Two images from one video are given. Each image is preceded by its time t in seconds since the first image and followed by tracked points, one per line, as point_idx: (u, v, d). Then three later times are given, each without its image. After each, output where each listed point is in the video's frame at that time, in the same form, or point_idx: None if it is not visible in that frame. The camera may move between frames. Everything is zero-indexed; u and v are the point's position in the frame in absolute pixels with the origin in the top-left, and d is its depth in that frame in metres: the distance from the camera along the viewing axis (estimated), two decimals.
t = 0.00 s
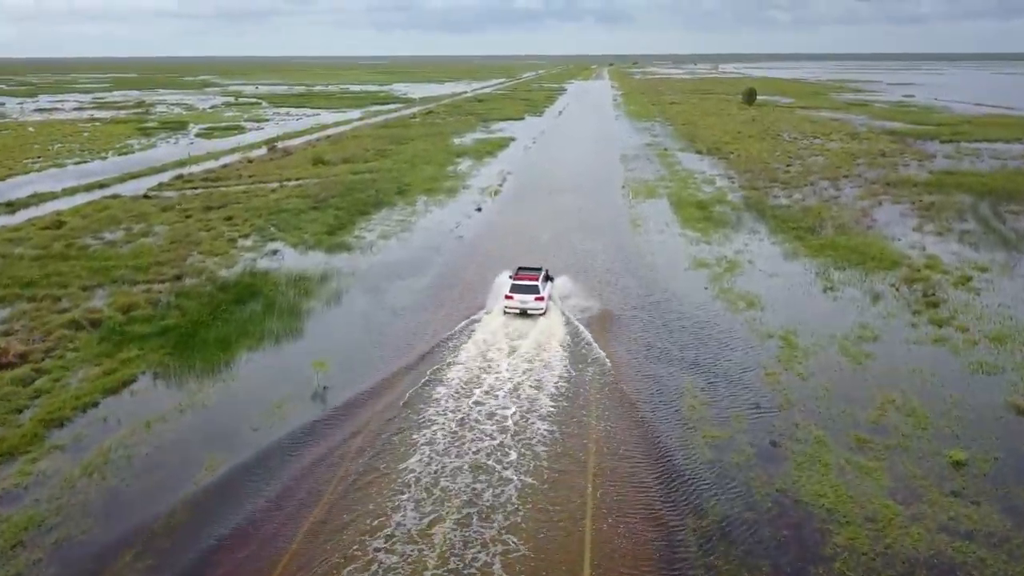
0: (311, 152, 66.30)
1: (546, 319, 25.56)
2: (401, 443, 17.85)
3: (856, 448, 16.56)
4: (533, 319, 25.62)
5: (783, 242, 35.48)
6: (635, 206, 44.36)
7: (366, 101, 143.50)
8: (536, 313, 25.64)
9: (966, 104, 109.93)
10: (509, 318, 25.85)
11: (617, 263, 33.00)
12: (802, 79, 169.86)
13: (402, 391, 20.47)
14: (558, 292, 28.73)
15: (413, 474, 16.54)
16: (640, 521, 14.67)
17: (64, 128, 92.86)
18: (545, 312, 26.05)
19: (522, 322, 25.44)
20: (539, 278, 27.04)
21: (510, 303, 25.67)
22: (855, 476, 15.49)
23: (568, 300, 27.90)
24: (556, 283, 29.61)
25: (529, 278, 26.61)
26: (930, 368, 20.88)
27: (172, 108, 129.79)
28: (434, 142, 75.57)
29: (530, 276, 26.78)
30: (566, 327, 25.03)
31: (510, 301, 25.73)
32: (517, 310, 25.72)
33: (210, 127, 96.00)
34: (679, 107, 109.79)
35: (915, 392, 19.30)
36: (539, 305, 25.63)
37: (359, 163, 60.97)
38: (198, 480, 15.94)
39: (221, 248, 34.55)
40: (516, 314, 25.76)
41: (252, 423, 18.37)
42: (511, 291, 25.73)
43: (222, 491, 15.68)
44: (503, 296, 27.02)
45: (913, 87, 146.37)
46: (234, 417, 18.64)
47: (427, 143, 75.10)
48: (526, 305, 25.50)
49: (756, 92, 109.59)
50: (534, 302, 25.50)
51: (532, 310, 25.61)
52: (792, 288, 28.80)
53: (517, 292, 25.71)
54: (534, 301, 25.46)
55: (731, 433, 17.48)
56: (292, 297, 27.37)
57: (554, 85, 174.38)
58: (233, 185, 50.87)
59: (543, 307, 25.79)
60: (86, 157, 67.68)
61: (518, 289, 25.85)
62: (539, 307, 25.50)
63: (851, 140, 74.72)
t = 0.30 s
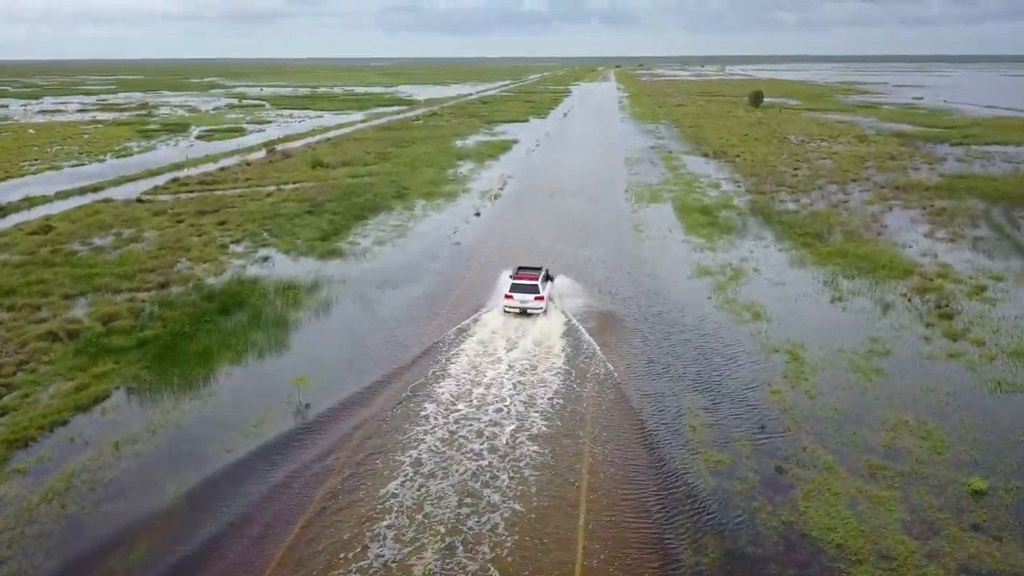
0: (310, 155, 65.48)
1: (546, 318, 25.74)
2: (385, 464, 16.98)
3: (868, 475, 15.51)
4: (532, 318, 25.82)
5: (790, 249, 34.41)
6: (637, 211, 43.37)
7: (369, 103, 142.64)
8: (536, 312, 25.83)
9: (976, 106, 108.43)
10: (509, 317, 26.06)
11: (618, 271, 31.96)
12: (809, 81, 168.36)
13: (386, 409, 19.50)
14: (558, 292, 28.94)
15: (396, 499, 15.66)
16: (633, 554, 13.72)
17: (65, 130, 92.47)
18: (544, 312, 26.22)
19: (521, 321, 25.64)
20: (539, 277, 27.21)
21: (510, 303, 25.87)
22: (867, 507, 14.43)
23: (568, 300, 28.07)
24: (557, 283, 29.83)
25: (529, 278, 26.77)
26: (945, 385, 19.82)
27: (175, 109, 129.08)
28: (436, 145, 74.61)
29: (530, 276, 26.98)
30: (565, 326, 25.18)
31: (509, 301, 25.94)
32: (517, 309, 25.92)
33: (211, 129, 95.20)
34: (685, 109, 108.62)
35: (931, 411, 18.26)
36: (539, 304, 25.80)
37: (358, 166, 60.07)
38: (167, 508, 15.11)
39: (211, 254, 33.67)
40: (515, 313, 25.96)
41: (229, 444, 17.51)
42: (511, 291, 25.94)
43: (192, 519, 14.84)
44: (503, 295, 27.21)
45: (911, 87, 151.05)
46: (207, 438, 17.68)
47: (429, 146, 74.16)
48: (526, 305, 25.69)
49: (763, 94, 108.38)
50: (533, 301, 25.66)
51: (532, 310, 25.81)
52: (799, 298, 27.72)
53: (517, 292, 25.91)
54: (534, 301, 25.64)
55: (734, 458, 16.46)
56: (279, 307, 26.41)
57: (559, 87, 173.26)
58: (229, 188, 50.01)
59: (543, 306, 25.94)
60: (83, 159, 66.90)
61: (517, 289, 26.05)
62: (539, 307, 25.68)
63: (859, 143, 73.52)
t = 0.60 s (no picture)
0: (310, 159, 64.66)
1: (546, 319, 25.91)
2: (366, 489, 16.06)
3: (881, 507, 14.44)
4: (533, 319, 25.95)
5: (797, 257, 33.34)
6: (640, 217, 42.36)
7: (372, 106, 141.77)
8: (536, 313, 25.95)
9: (986, 110, 107.03)
10: (510, 317, 26.22)
11: (619, 279, 30.90)
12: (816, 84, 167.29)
13: (370, 430, 18.57)
14: (558, 292, 29.16)
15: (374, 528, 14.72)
16: None
17: (66, 133, 91.97)
18: (545, 313, 26.32)
19: (522, 322, 25.77)
20: (539, 278, 27.31)
21: (510, 303, 26.00)
22: (881, 545, 13.38)
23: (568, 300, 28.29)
24: (557, 283, 30.05)
25: (529, 278, 26.90)
26: (961, 405, 18.72)
27: (178, 112, 128.54)
28: (437, 148, 73.65)
29: (530, 276, 27.11)
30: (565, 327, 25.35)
31: (510, 301, 26.07)
32: (517, 310, 26.05)
33: (212, 132, 94.44)
34: (691, 112, 107.41)
35: (947, 435, 17.17)
36: (539, 305, 25.92)
37: (358, 170, 59.16)
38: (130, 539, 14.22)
39: (200, 261, 32.77)
40: (515, 313, 26.09)
41: (202, 467, 16.61)
42: (511, 291, 26.07)
43: (155, 551, 13.96)
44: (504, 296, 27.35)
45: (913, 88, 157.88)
46: (179, 462, 16.74)
47: (431, 149, 73.19)
48: (526, 305, 25.82)
49: (770, 97, 107.14)
50: (533, 302, 25.79)
51: (532, 310, 25.93)
52: (807, 310, 26.62)
53: (517, 292, 26.05)
54: (534, 301, 25.75)
55: (736, 487, 15.43)
56: (265, 317, 25.44)
57: (565, 90, 171.98)
58: (224, 193, 49.15)
59: (543, 307, 26.07)
60: (79, 163, 66.12)
61: (518, 289, 26.17)
62: (539, 307, 25.79)
63: (868, 147, 72.27)
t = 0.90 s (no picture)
0: (309, 162, 63.73)
1: (546, 319, 26.18)
2: (344, 518, 15.11)
3: (896, 547, 13.37)
4: (534, 319, 26.21)
5: (804, 267, 32.24)
6: (643, 223, 41.34)
7: (376, 109, 140.75)
8: (537, 314, 26.22)
9: (996, 113, 105.52)
10: (511, 318, 26.44)
11: (620, 290, 29.76)
12: (824, 87, 165.86)
13: (349, 451, 17.59)
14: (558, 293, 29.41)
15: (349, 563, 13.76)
16: None
17: (66, 136, 91.24)
18: (546, 314, 26.59)
19: (522, 322, 26.03)
20: (540, 280, 27.59)
21: (511, 304, 26.29)
22: None
23: (567, 300, 28.54)
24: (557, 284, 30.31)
25: (529, 279, 27.15)
26: (980, 429, 17.62)
27: (181, 116, 127.78)
28: (439, 152, 72.63)
29: (531, 277, 27.40)
30: (565, 327, 25.57)
31: (511, 302, 26.33)
32: (518, 311, 26.32)
33: (213, 135, 93.60)
34: (697, 115, 106.14)
35: (965, 464, 16.06)
36: (539, 306, 26.20)
37: (357, 174, 58.21)
38: None
39: (188, 270, 31.86)
40: (516, 314, 26.36)
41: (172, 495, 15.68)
42: (512, 292, 26.35)
43: None
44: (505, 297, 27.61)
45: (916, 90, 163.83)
46: (144, 491, 15.77)
47: (432, 153, 72.19)
48: (527, 306, 26.10)
49: (777, 100, 105.78)
50: (534, 302, 26.09)
51: (533, 311, 26.20)
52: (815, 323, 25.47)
53: (517, 294, 26.31)
54: (534, 302, 26.05)
55: (739, 522, 14.38)
56: (250, 330, 24.45)
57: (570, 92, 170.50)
58: (219, 198, 48.27)
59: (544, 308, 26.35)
60: (76, 167, 65.31)
61: (519, 290, 26.46)
62: (539, 308, 26.08)
63: (877, 151, 70.99)
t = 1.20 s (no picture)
0: (308, 166, 62.85)
1: (546, 320, 26.17)
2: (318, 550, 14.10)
3: None
4: (535, 321, 26.18)
5: (811, 276, 31.14)
6: (646, 230, 40.30)
7: (380, 112, 139.98)
8: (537, 315, 26.22)
9: (1008, 117, 104.03)
10: (511, 319, 26.45)
11: (620, 301, 28.68)
12: (832, 90, 164.35)
13: (328, 476, 16.57)
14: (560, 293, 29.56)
15: None
16: None
17: (67, 139, 90.71)
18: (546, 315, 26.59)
19: (523, 323, 26.01)
20: (541, 280, 27.60)
21: (511, 305, 26.26)
22: None
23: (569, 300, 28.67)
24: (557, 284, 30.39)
25: (530, 280, 27.22)
26: (1002, 456, 16.51)
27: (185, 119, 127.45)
28: (440, 156, 71.63)
29: (531, 278, 27.40)
30: (565, 327, 25.69)
31: (511, 303, 26.31)
32: (519, 312, 26.28)
33: (215, 138, 92.88)
34: (703, 118, 104.96)
35: (988, 496, 14.94)
36: (540, 307, 26.24)
37: (356, 178, 57.29)
38: None
39: (176, 277, 30.94)
40: (517, 316, 26.34)
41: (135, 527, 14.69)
42: (513, 294, 26.32)
43: None
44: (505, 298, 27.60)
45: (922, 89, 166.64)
46: (109, 522, 14.81)
47: (434, 157, 71.23)
48: (528, 307, 26.10)
49: (784, 103, 104.53)
50: (535, 304, 26.10)
51: (534, 313, 26.19)
52: (824, 337, 24.34)
53: (518, 295, 26.30)
54: (536, 303, 26.05)
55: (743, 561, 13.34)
56: (232, 343, 23.45)
57: (576, 96, 169.37)
58: (214, 202, 47.42)
59: (544, 309, 26.38)
60: (73, 171, 64.57)
61: (520, 292, 26.46)
62: (541, 309, 26.09)
63: (886, 155, 69.74)
